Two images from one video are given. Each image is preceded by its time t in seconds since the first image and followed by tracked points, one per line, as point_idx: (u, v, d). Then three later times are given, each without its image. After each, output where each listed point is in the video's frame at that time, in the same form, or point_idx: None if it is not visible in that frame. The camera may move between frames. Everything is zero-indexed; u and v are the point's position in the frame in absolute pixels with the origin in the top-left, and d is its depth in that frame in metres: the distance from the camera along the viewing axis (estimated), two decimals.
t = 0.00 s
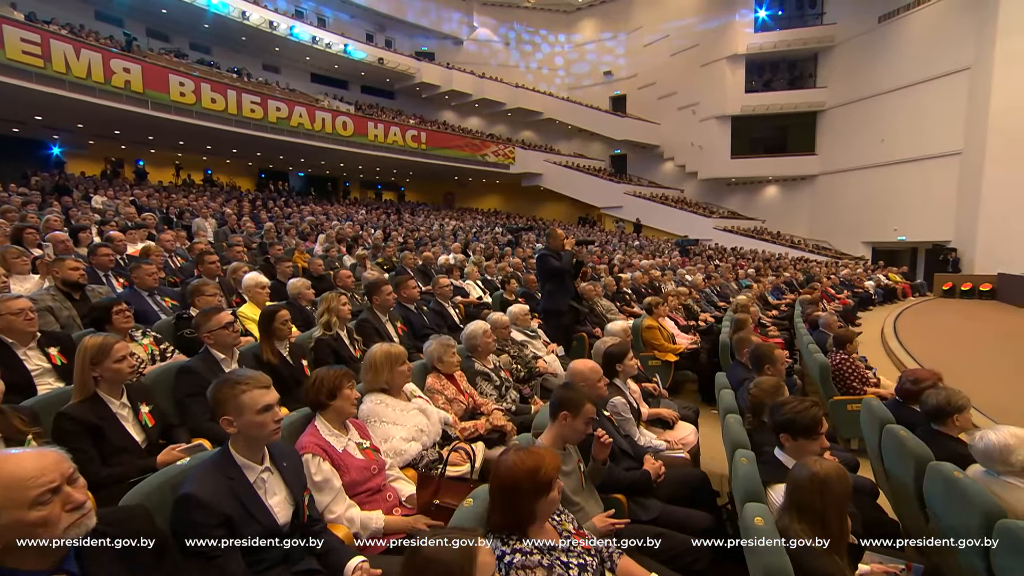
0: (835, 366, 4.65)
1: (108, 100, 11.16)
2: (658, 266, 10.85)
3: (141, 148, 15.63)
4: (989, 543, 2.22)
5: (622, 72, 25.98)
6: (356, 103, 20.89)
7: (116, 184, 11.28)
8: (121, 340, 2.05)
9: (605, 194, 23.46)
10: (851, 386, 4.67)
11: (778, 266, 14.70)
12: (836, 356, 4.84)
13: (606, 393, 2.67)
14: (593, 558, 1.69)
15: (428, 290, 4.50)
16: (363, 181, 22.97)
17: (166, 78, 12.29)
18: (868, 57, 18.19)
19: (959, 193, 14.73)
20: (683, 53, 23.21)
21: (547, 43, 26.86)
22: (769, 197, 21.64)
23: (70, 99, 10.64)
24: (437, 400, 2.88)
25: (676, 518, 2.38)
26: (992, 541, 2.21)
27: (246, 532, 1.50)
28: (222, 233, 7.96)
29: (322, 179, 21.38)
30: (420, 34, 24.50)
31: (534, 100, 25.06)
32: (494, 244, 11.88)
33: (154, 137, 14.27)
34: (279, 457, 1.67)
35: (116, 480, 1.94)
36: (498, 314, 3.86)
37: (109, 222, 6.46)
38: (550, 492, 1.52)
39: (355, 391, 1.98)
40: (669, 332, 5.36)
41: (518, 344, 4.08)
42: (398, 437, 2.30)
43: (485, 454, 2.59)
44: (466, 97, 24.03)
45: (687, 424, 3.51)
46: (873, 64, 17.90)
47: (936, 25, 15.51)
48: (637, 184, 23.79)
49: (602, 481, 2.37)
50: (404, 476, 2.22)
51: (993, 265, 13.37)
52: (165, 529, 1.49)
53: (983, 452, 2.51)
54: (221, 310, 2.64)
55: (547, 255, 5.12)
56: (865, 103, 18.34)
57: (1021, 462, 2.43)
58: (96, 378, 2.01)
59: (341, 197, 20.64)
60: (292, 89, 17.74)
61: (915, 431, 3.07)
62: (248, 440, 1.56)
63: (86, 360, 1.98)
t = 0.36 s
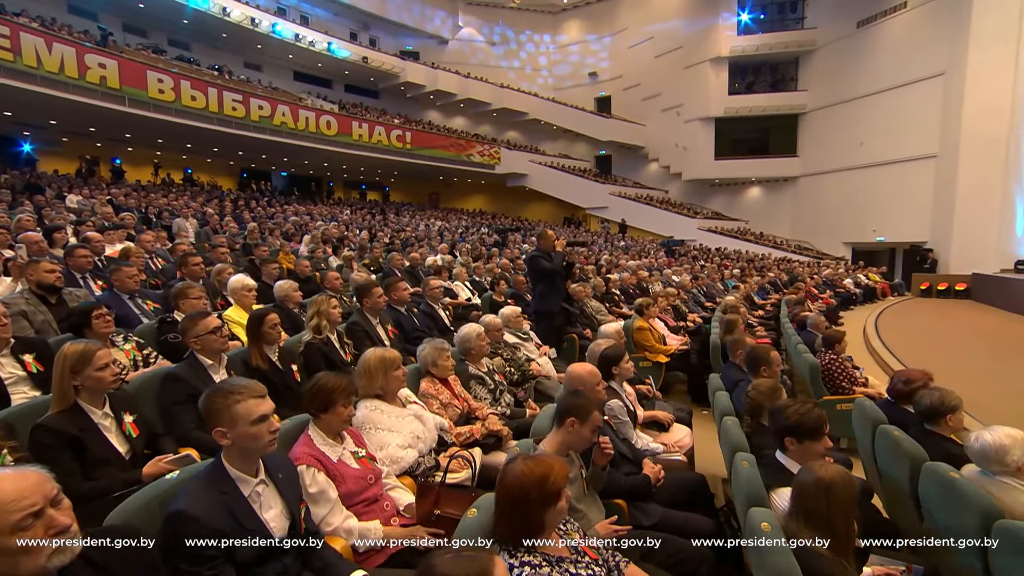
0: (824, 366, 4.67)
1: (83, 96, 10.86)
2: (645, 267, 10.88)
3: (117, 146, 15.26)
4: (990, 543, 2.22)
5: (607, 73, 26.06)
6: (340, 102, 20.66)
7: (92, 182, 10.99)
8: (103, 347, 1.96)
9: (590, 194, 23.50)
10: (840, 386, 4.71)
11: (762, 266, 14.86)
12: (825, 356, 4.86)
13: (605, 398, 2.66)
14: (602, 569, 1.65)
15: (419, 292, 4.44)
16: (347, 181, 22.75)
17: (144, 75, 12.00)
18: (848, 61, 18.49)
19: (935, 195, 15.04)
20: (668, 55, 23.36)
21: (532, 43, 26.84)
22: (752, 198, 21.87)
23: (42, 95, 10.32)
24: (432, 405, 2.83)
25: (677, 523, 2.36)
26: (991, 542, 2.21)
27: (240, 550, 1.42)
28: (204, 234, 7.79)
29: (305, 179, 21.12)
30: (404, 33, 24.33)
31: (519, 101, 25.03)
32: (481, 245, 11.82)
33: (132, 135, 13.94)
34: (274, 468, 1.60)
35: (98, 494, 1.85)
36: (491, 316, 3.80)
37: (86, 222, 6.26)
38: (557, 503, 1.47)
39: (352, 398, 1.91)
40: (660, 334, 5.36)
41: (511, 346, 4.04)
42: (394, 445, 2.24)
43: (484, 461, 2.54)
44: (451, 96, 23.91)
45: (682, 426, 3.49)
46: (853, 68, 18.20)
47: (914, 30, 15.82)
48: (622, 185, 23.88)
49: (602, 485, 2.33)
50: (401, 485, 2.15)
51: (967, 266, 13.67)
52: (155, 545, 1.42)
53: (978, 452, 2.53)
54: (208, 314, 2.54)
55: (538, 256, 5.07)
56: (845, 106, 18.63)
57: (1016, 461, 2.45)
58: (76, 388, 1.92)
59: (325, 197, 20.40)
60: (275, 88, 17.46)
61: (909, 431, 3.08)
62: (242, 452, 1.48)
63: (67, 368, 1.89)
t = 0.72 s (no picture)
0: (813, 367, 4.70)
1: (54, 91, 10.54)
2: (631, 268, 10.90)
3: (90, 143, 14.85)
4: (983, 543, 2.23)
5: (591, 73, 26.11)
6: (322, 101, 20.40)
7: (64, 180, 10.68)
8: (84, 355, 1.88)
9: (575, 195, 23.53)
10: (827, 385, 4.75)
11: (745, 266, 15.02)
12: (813, 356, 4.90)
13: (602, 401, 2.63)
14: None
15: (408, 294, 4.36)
16: (329, 181, 22.50)
17: (118, 70, 11.69)
18: (827, 65, 18.78)
19: (910, 197, 15.37)
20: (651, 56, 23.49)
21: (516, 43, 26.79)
22: (734, 199, 22.12)
23: (11, 89, 9.99)
24: (425, 410, 2.76)
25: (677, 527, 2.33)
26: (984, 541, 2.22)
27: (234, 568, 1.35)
28: (184, 235, 7.61)
29: (287, 178, 20.82)
30: (387, 32, 24.12)
31: (503, 100, 24.97)
32: (467, 245, 11.74)
33: (106, 132, 13.59)
34: (267, 482, 1.54)
35: (78, 510, 1.77)
36: (483, 318, 3.75)
37: (60, 222, 6.06)
38: (566, 512, 1.44)
39: (348, 406, 1.85)
40: (649, 334, 5.35)
41: (503, 348, 3.99)
42: (389, 452, 2.18)
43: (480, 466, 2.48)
44: (434, 96, 23.77)
45: (676, 428, 3.47)
46: (832, 72, 18.50)
47: (890, 35, 16.12)
48: (606, 185, 23.96)
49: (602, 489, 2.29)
50: (397, 493, 2.09)
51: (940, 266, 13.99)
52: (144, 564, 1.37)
53: (971, 453, 2.55)
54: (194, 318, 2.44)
55: (527, 258, 5.04)
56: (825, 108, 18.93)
57: (1008, 461, 2.48)
58: (56, 398, 1.83)
59: (308, 196, 20.15)
60: (255, 85, 17.15)
61: (901, 431, 3.11)
62: (235, 464, 1.42)
63: (45, 377, 1.80)
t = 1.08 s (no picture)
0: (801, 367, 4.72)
1: (22, 86, 10.20)
2: (617, 268, 10.93)
3: (61, 140, 14.43)
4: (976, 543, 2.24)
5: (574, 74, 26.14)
6: (303, 99, 20.12)
7: (34, 178, 10.35)
8: (60, 364, 1.79)
9: (559, 195, 23.54)
10: (815, 385, 4.79)
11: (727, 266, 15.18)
12: (800, 356, 4.94)
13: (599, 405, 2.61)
14: None
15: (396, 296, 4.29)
16: (311, 180, 22.21)
17: (90, 64, 11.36)
18: (806, 68, 19.07)
19: (886, 198, 15.68)
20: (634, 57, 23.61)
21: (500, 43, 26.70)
22: (716, 199, 22.36)
23: None
24: (418, 415, 2.70)
25: (678, 532, 2.30)
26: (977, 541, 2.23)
27: None
28: (161, 235, 7.41)
29: (267, 177, 20.51)
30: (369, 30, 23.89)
31: (487, 100, 24.89)
32: (452, 246, 11.65)
33: (78, 128, 13.22)
34: (261, 496, 1.49)
35: (55, 528, 1.68)
36: (474, 321, 3.69)
37: (30, 222, 5.85)
38: (574, 522, 1.40)
39: (344, 415, 1.78)
40: (638, 335, 5.34)
41: (494, 351, 3.94)
42: (384, 460, 2.12)
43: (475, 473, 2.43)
44: (417, 95, 23.61)
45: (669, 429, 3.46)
46: (811, 75, 18.80)
47: (866, 39, 16.42)
48: (589, 185, 24.03)
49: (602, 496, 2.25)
50: (392, 502, 2.04)
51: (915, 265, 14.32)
52: None
53: (962, 452, 2.57)
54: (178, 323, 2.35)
55: (517, 259, 4.99)
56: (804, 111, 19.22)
57: (1000, 459, 2.50)
58: (31, 410, 1.74)
59: (289, 196, 19.86)
60: (234, 83, 16.81)
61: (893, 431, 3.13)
62: (228, 479, 1.36)
63: (18, 388, 1.71)
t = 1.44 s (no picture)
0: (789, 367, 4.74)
1: None
2: (602, 269, 10.94)
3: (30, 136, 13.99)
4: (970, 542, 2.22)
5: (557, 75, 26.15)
6: (283, 97, 19.83)
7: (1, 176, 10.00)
8: (34, 374, 1.70)
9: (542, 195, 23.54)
10: (802, 385, 4.83)
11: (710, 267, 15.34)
12: (788, 356, 4.96)
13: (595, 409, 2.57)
14: None
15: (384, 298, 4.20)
16: (291, 180, 21.90)
17: (60, 58, 11.00)
18: (785, 71, 19.35)
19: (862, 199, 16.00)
20: (616, 59, 23.72)
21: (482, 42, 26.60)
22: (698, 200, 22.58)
23: None
24: (411, 421, 2.64)
25: (677, 537, 2.27)
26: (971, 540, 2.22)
27: None
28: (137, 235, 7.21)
29: (246, 177, 20.17)
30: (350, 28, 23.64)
31: (470, 100, 24.80)
32: (436, 246, 11.55)
33: (47, 124, 12.82)
34: (254, 511, 1.43)
35: (32, 547, 1.60)
36: (464, 323, 3.64)
37: None
38: (582, 532, 1.36)
39: (341, 424, 1.72)
40: (627, 337, 5.32)
41: (484, 353, 3.88)
42: (378, 469, 2.06)
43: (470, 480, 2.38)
44: (400, 94, 23.42)
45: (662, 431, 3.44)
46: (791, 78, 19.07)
47: (843, 43, 16.70)
48: (573, 186, 24.09)
49: (600, 503, 2.22)
50: (388, 512, 1.98)
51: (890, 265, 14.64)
52: None
53: (954, 452, 2.59)
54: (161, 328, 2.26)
55: (505, 260, 4.94)
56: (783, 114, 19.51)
57: (990, 459, 2.52)
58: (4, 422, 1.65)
59: (268, 195, 19.54)
60: (212, 80, 16.48)
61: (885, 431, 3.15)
62: (220, 494, 1.29)
63: None
